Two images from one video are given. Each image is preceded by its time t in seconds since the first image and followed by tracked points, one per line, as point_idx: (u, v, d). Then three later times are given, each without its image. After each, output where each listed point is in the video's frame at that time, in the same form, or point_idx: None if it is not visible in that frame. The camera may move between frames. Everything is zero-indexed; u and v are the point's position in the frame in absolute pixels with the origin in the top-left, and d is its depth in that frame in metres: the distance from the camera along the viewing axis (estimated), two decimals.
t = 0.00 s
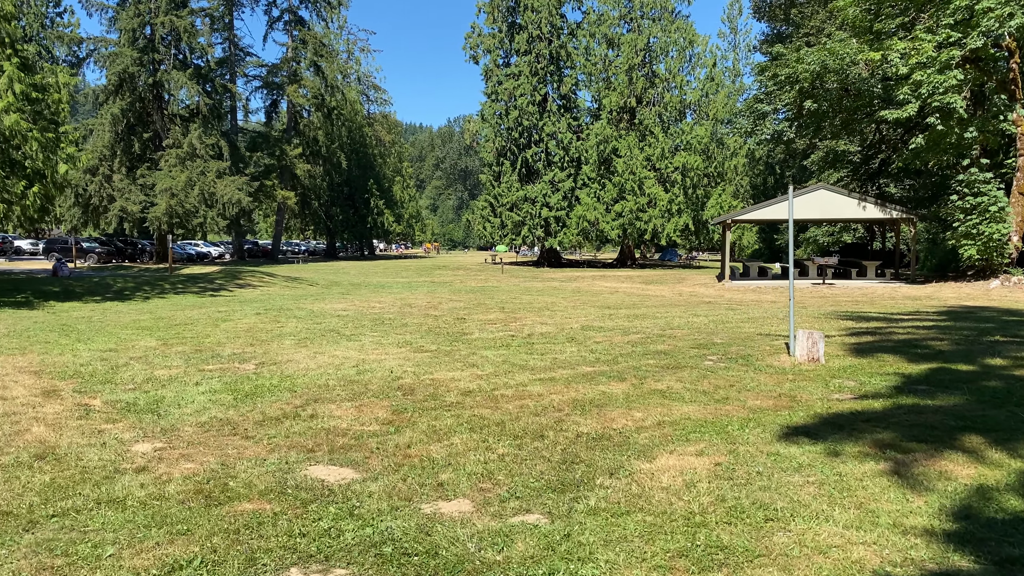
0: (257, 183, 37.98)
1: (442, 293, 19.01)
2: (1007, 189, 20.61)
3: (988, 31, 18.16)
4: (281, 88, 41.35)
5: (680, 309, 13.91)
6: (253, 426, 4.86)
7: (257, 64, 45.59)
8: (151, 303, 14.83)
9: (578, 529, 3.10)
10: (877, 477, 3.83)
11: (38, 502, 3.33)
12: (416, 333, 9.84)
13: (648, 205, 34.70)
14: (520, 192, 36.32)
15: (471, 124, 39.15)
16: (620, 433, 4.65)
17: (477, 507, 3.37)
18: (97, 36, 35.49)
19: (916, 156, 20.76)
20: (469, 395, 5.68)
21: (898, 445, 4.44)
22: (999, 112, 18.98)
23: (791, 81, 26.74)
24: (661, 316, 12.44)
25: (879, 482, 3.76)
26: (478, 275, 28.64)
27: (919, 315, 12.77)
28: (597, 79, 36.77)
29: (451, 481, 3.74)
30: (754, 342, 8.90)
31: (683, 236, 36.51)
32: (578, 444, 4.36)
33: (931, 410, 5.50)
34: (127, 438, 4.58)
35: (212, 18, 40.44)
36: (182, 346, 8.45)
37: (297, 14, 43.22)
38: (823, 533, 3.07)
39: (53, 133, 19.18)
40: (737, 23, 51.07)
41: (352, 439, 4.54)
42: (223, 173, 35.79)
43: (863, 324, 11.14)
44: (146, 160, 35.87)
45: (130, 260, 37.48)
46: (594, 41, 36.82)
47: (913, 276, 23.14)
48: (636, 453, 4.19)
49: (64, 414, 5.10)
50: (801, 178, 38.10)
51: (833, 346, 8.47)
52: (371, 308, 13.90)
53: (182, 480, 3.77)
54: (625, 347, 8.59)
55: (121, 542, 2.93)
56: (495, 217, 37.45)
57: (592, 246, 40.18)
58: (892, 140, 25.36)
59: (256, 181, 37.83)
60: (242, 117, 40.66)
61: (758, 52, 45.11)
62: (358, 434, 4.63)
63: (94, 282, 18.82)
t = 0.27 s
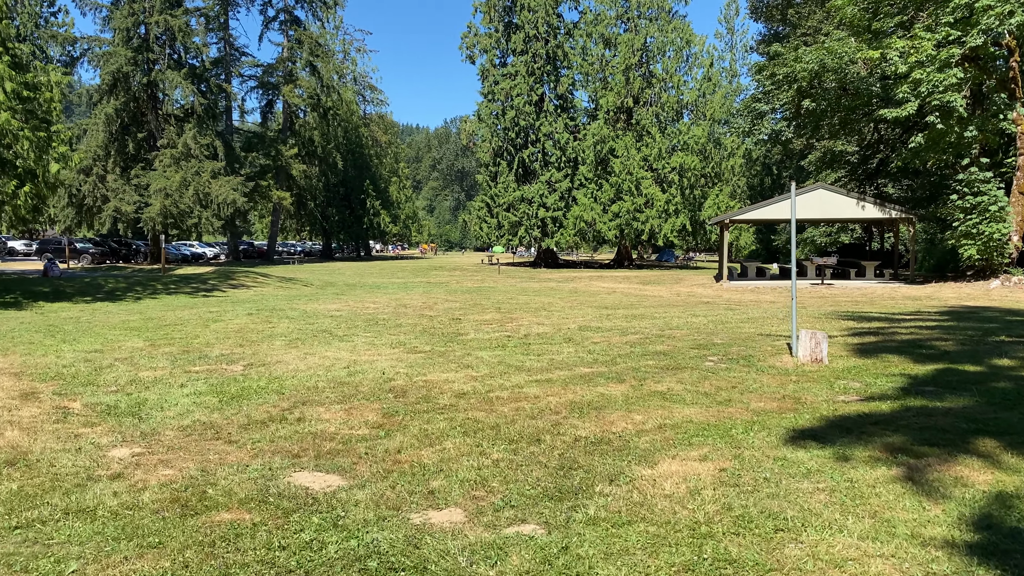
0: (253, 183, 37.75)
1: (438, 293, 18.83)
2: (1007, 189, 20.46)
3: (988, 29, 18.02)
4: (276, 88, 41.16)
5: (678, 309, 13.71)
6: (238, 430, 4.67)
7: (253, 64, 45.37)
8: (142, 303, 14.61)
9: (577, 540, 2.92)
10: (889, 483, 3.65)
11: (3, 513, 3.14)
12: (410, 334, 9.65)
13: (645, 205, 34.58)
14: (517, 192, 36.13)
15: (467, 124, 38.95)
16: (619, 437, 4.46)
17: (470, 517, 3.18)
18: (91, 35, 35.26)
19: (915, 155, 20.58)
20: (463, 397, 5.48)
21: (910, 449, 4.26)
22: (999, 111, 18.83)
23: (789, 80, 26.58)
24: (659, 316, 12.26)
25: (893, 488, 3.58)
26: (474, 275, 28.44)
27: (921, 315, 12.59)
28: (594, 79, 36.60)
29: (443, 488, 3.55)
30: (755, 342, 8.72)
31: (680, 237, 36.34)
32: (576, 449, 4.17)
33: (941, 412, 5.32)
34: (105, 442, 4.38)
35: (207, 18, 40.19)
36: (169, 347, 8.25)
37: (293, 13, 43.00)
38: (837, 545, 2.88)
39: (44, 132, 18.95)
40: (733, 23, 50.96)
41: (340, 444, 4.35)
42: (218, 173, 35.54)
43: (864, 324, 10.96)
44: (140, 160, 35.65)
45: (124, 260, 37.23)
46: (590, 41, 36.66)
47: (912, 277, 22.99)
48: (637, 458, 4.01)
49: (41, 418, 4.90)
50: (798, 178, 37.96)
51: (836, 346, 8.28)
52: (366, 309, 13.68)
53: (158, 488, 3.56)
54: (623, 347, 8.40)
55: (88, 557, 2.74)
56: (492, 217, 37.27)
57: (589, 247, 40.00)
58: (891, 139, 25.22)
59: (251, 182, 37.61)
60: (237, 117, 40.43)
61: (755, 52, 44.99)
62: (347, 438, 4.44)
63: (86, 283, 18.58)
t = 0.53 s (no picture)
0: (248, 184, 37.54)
1: (433, 295, 18.65)
2: (1007, 190, 20.33)
3: (988, 29, 17.90)
4: (271, 88, 40.98)
5: (677, 312, 13.53)
6: (223, 441, 4.48)
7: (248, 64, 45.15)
8: (133, 305, 14.40)
9: (579, 565, 2.74)
10: (907, 499, 3.47)
11: None
12: (405, 337, 9.46)
13: (642, 206, 34.43)
14: (513, 193, 35.96)
15: (463, 124, 38.77)
16: (621, 448, 4.28)
17: (465, 537, 3.00)
18: (84, 35, 35.00)
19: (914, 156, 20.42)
20: (459, 406, 5.29)
21: (925, 461, 4.07)
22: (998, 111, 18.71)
23: (786, 80, 26.44)
24: (658, 319, 12.08)
25: (911, 505, 3.39)
26: (470, 277, 28.24)
27: (923, 317, 12.43)
28: (590, 79, 36.45)
29: (436, 505, 3.36)
30: (756, 346, 8.54)
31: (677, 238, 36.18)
32: (576, 462, 3.99)
33: (953, 420, 5.13)
34: (83, 455, 4.18)
35: (202, 18, 39.96)
36: (157, 352, 8.05)
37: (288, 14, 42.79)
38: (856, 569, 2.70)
39: (35, 132, 18.73)
40: (730, 24, 50.88)
41: (329, 456, 4.15)
42: (212, 174, 35.29)
43: (866, 326, 10.79)
44: (134, 160, 35.38)
45: (118, 262, 36.98)
46: (587, 41, 36.50)
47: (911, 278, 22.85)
48: (640, 472, 3.82)
49: (18, 428, 4.70)
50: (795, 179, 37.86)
51: (840, 351, 8.10)
52: (360, 311, 13.48)
53: (136, 505, 3.36)
54: (623, 352, 8.21)
55: None
56: (488, 219, 37.09)
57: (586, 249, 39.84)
58: (889, 140, 25.11)
59: (246, 183, 37.36)
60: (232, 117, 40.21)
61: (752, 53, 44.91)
62: (336, 450, 4.25)
63: (77, 285, 18.34)
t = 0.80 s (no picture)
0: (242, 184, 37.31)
1: (429, 295, 18.48)
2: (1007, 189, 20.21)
3: (988, 27, 17.77)
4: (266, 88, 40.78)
5: (676, 312, 13.36)
6: (210, 448, 4.28)
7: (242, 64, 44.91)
8: (125, 306, 14.18)
9: None
10: (929, 508, 3.30)
11: None
12: (400, 338, 9.27)
13: (639, 206, 34.27)
14: (509, 193, 35.78)
15: (459, 124, 38.57)
16: (626, 454, 4.11)
17: (465, 552, 2.82)
18: (77, 34, 34.71)
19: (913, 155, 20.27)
20: (456, 409, 5.10)
21: (944, 468, 3.90)
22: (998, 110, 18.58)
23: (784, 79, 26.30)
24: (657, 320, 11.91)
25: (935, 515, 3.22)
26: (466, 277, 28.06)
27: (926, 318, 12.28)
28: (587, 79, 36.29)
29: (434, 518, 3.18)
30: (760, 347, 8.37)
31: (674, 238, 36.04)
32: (579, 469, 3.81)
33: (969, 424, 4.96)
34: (62, 462, 3.99)
35: (196, 17, 39.71)
36: (146, 353, 7.85)
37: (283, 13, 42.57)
38: None
39: (26, 130, 18.51)
40: (726, 24, 50.77)
41: (321, 463, 3.97)
42: (206, 173, 35.03)
43: (868, 327, 10.64)
44: (127, 160, 35.10)
45: (111, 262, 36.73)
46: (583, 41, 36.31)
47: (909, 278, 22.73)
48: (647, 480, 3.64)
49: None
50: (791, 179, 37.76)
51: (845, 351, 7.94)
52: (355, 312, 13.28)
53: (115, 518, 3.17)
54: (623, 353, 8.03)
55: None
56: (484, 219, 36.91)
57: (582, 249, 39.69)
58: (887, 139, 24.98)
59: (241, 183, 37.12)
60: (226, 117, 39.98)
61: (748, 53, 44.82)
62: (328, 457, 4.06)
63: (68, 285, 18.11)
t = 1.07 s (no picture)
0: (237, 184, 37.08)
1: (424, 296, 18.30)
2: (1006, 190, 20.08)
3: (987, 26, 17.64)
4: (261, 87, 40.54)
5: (675, 314, 13.19)
6: (194, 459, 4.10)
7: (237, 63, 44.66)
8: (116, 308, 13.95)
9: None
10: (951, 526, 3.13)
11: None
12: (395, 341, 9.08)
13: (635, 207, 34.10)
14: (505, 194, 35.60)
15: (454, 124, 38.39)
16: (629, 465, 3.93)
17: None
18: (71, 33, 34.43)
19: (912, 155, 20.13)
20: (452, 417, 4.92)
21: (963, 480, 3.73)
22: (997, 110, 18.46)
23: (781, 79, 26.16)
24: (656, 321, 11.75)
25: (957, 533, 3.05)
26: (462, 278, 27.89)
27: (926, 320, 12.13)
28: (583, 79, 36.14)
29: (428, 537, 2.99)
30: (762, 350, 8.20)
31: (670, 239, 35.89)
32: (581, 482, 3.63)
33: (982, 431, 4.79)
34: (38, 475, 3.79)
35: (191, 16, 39.48)
36: (133, 357, 7.65)
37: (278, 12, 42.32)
38: None
39: (17, 129, 18.26)
40: (722, 24, 50.69)
41: (310, 476, 3.79)
42: (201, 174, 34.79)
43: (870, 329, 10.48)
44: (121, 160, 34.82)
45: (104, 263, 36.47)
46: (579, 40, 36.08)
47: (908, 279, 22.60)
48: (652, 494, 3.47)
49: None
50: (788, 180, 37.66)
51: (849, 355, 7.77)
52: (349, 314, 13.09)
53: (89, 537, 2.99)
54: (622, 357, 7.86)
55: None
56: (480, 219, 36.72)
57: (578, 249, 39.55)
58: (885, 139, 24.86)
59: (235, 183, 36.88)
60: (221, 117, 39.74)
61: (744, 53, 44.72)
62: (318, 470, 3.88)
63: (59, 286, 17.89)
